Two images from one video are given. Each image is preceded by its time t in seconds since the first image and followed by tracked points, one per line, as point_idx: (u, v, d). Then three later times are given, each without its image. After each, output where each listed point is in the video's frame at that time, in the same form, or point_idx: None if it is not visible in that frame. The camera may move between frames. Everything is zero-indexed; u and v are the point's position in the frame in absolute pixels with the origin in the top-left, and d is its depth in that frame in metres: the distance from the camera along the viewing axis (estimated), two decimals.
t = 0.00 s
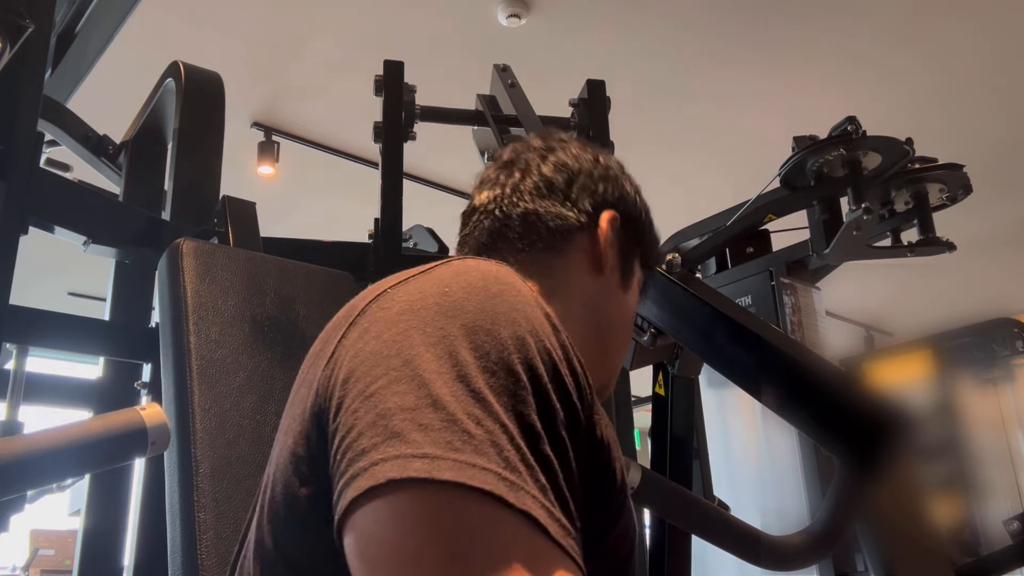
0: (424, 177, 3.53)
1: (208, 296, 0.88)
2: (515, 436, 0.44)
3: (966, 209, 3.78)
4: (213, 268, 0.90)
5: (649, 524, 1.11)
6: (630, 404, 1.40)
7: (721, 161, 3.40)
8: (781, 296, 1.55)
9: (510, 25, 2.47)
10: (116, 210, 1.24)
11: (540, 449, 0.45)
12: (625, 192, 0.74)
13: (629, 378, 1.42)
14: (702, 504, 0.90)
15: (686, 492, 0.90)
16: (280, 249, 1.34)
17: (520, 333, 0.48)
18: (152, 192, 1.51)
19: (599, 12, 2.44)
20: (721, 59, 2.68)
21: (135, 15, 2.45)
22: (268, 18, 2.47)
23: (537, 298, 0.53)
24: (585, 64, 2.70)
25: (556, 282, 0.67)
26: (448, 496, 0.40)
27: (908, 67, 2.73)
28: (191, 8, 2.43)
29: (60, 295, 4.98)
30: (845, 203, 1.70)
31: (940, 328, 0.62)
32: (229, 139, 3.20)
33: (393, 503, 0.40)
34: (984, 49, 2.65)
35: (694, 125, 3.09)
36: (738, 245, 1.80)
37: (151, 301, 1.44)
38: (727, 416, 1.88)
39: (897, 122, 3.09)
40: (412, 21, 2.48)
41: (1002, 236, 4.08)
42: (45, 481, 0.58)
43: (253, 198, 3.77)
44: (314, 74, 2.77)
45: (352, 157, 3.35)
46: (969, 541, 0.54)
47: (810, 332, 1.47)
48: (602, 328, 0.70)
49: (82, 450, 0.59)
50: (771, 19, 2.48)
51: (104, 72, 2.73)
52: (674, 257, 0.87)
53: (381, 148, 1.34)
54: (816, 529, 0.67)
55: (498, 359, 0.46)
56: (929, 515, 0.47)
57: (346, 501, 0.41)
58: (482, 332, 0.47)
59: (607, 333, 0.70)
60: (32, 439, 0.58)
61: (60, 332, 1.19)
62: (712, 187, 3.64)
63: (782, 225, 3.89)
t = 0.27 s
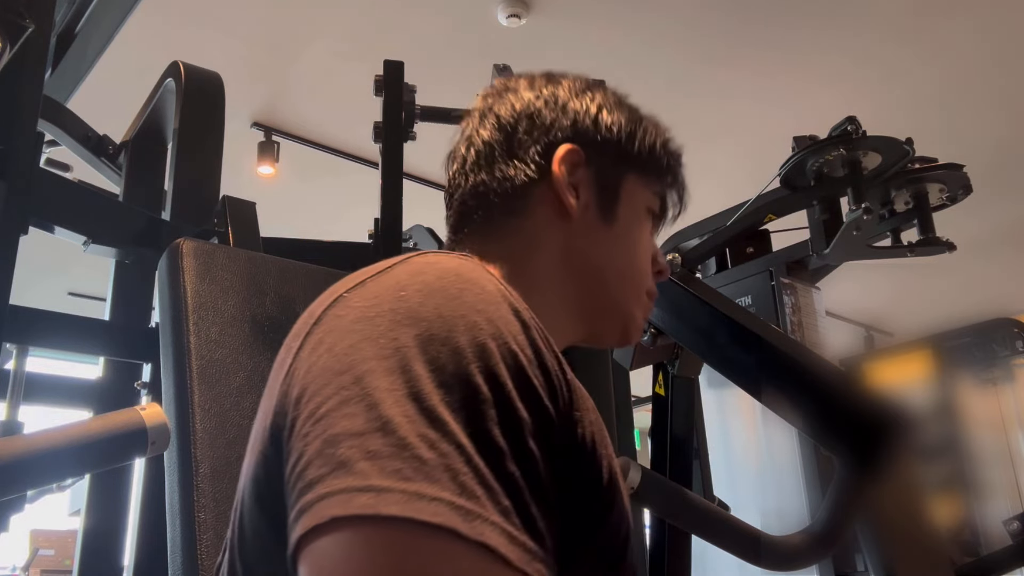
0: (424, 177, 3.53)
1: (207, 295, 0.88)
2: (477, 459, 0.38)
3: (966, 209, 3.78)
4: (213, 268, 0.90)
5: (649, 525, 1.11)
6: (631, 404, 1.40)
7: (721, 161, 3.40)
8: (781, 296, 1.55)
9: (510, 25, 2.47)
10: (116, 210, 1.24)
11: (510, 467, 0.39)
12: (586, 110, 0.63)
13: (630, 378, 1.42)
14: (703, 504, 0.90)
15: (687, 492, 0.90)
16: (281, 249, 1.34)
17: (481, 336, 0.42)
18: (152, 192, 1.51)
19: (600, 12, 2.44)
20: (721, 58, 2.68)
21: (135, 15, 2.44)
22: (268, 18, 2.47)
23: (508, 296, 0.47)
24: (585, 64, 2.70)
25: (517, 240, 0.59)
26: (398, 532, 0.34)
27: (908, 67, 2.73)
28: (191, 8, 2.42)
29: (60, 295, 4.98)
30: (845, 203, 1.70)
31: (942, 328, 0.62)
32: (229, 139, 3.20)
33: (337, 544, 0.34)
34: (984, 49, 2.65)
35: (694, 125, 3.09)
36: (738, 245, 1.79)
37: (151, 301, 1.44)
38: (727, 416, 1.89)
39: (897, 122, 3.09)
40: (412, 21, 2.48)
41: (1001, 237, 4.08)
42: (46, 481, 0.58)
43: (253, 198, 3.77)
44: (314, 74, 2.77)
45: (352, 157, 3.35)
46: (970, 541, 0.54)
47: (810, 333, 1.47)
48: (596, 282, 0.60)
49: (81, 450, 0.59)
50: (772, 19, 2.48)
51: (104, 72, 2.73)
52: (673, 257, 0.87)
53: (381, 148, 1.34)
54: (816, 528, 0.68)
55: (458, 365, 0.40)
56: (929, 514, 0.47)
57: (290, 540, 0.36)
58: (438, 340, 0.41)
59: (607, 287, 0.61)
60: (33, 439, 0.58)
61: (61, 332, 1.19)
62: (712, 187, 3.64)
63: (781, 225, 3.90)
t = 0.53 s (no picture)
0: (424, 177, 3.53)
1: (208, 295, 0.88)
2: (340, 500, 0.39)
3: (966, 209, 3.78)
4: (213, 269, 0.90)
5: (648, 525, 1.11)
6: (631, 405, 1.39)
7: (721, 162, 3.40)
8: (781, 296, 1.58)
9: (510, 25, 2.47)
10: (116, 210, 1.24)
11: (379, 513, 0.39)
12: (574, 37, 0.67)
13: (630, 379, 1.42)
14: (705, 505, 0.90)
15: (688, 494, 0.90)
16: (280, 250, 1.34)
17: (366, 365, 0.43)
18: (152, 193, 1.51)
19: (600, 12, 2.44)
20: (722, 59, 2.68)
21: (134, 15, 2.44)
22: (268, 18, 2.47)
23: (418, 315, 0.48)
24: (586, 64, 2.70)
25: (502, 197, 0.66)
26: None
27: (908, 67, 2.73)
28: (191, 8, 2.42)
29: (60, 295, 4.98)
30: (845, 203, 1.70)
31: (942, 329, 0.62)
32: (229, 139, 3.20)
33: None
34: (984, 49, 2.65)
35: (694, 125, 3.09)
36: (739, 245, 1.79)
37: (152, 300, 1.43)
38: (727, 416, 1.88)
39: (897, 122, 3.09)
40: (412, 21, 2.48)
41: (1001, 237, 4.08)
42: (47, 481, 0.58)
43: (253, 198, 3.77)
44: (314, 73, 2.77)
45: (352, 157, 3.35)
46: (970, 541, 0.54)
47: (810, 334, 1.47)
48: (585, 230, 0.65)
49: (82, 450, 0.60)
50: (772, 18, 2.48)
51: (104, 72, 2.73)
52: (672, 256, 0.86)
53: (381, 148, 1.34)
54: (815, 529, 0.68)
55: (319, 413, 0.40)
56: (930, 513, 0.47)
57: None
58: (311, 377, 0.41)
59: (598, 234, 0.65)
60: (33, 439, 0.58)
61: (60, 331, 1.19)
62: (712, 187, 3.64)
63: (782, 225, 3.90)
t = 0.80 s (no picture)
0: (424, 177, 3.53)
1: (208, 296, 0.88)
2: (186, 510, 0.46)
3: (966, 209, 3.78)
4: (213, 269, 0.90)
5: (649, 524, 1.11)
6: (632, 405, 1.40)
7: (722, 162, 3.40)
8: (781, 296, 1.61)
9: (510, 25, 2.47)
10: (117, 210, 1.24)
11: (221, 513, 0.46)
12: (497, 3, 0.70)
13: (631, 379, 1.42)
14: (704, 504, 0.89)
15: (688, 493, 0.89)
16: (280, 250, 1.34)
17: (240, 378, 0.49)
18: (152, 193, 1.51)
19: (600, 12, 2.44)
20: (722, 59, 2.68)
21: (135, 16, 2.44)
22: (268, 18, 2.47)
23: (319, 321, 0.54)
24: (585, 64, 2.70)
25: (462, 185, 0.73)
26: None
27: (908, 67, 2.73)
28: (191, 8, 2.42)
29: (61, 295, 4.98)
30: (845, 203, 1.70)
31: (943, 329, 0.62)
32: (229, 139, 3.20)
33: None
34: (984, 50, 2.65)
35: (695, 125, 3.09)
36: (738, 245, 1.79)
37: (152, 300, 1.43)
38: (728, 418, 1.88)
39: (897, 122, 3.09)
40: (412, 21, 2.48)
41: (1002, 237, 4.08)
42: (46, 481, 0.58)
43: (252, 198, 3.77)
44: (314, 74, 2.77)
45: (352, 157, 3.35)
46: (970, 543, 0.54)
47: (811, 334, 1.48)
48: (527, 186, 0.65)
49: (80, 450, 0.60)
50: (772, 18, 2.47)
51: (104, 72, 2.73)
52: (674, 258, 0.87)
53: (381, 148, 1.34)
54: (815, 528, 0.68)
55: (187, 413, 0.48)
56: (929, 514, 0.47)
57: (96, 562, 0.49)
58: (188, 392, 0.48)
59: (544, 190, 0.64)
60: (32, 436, 0.58)
61: (60, 330, 1.19)
62: (713, 187, 3.64)
63: (782, 225, 3.90)
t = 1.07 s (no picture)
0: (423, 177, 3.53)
1: (208, 295, 0.88)
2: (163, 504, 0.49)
3: (966, 209, 3.78)
4: (213, 269, 0.90)
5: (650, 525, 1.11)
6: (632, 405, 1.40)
7: (721, 162, 3.40)
8: (782, 296, 1.61)
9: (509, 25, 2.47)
10: (117, 210, 1.24)
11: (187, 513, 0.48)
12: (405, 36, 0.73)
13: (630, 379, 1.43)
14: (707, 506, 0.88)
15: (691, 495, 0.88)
16: (281, 250, 1.34)
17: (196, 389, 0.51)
18: (152, 193, 1.51)
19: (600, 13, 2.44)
20: (722, 59, 2.68)
21: (135, 16, 2.45)
22: (268, 18, 2.47)
23: (266, 333, 0.55)
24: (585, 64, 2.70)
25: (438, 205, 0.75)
26: None
27: (907, 68, 2.73)
28: (191, 9, 2.42)
29: (60, 295, 4.98)
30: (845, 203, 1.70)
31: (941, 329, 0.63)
32: (228, 139, 3.20)
33: None
34: (984, 50, 2.65)
35: (694, 125, 3.09)
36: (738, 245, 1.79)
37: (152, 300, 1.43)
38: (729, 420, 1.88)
39: (896, 122, 3.09)
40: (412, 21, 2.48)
41: (1001, 237, 4.09)
42: (45, 481, 0.58)
43: (252, 198, 3.77)
44: (314, 74, 2.77)
45: (352, 158, 3.35)
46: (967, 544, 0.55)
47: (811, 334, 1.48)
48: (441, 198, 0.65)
49: (79, 449, 0.60)
50: (772, 18, 2.48)
51: (104, 72, 2.73)
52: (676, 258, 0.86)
53: (381, 148, 1.34)
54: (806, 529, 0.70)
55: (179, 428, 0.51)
56: (928, 515, 0.47)
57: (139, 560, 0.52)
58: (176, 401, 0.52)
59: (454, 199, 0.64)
60: (31, 436, 0.58)
61: (61, 330, 1.19)
62: (713, 187, 3.64)
63: (782, 225, 3.90)
